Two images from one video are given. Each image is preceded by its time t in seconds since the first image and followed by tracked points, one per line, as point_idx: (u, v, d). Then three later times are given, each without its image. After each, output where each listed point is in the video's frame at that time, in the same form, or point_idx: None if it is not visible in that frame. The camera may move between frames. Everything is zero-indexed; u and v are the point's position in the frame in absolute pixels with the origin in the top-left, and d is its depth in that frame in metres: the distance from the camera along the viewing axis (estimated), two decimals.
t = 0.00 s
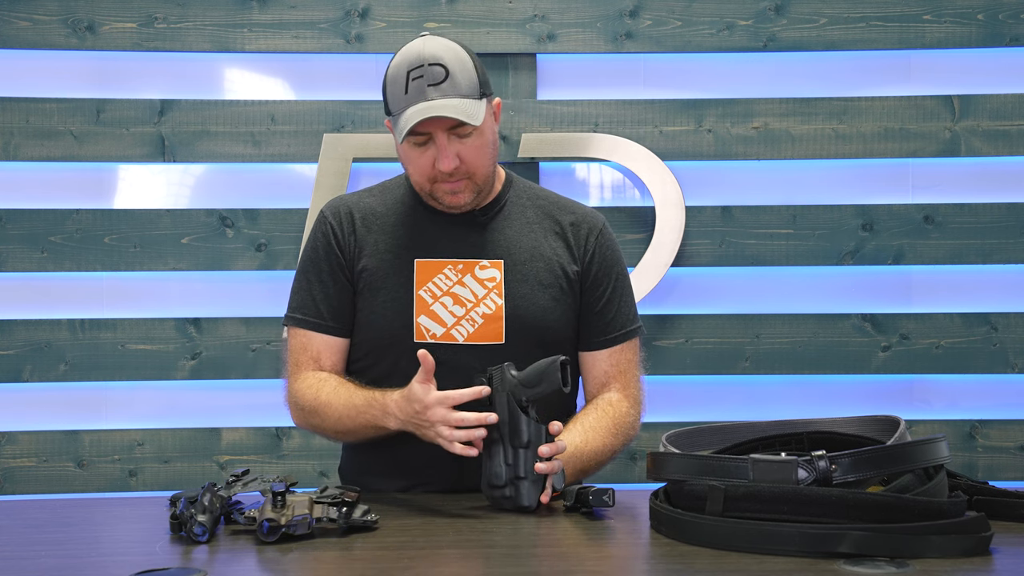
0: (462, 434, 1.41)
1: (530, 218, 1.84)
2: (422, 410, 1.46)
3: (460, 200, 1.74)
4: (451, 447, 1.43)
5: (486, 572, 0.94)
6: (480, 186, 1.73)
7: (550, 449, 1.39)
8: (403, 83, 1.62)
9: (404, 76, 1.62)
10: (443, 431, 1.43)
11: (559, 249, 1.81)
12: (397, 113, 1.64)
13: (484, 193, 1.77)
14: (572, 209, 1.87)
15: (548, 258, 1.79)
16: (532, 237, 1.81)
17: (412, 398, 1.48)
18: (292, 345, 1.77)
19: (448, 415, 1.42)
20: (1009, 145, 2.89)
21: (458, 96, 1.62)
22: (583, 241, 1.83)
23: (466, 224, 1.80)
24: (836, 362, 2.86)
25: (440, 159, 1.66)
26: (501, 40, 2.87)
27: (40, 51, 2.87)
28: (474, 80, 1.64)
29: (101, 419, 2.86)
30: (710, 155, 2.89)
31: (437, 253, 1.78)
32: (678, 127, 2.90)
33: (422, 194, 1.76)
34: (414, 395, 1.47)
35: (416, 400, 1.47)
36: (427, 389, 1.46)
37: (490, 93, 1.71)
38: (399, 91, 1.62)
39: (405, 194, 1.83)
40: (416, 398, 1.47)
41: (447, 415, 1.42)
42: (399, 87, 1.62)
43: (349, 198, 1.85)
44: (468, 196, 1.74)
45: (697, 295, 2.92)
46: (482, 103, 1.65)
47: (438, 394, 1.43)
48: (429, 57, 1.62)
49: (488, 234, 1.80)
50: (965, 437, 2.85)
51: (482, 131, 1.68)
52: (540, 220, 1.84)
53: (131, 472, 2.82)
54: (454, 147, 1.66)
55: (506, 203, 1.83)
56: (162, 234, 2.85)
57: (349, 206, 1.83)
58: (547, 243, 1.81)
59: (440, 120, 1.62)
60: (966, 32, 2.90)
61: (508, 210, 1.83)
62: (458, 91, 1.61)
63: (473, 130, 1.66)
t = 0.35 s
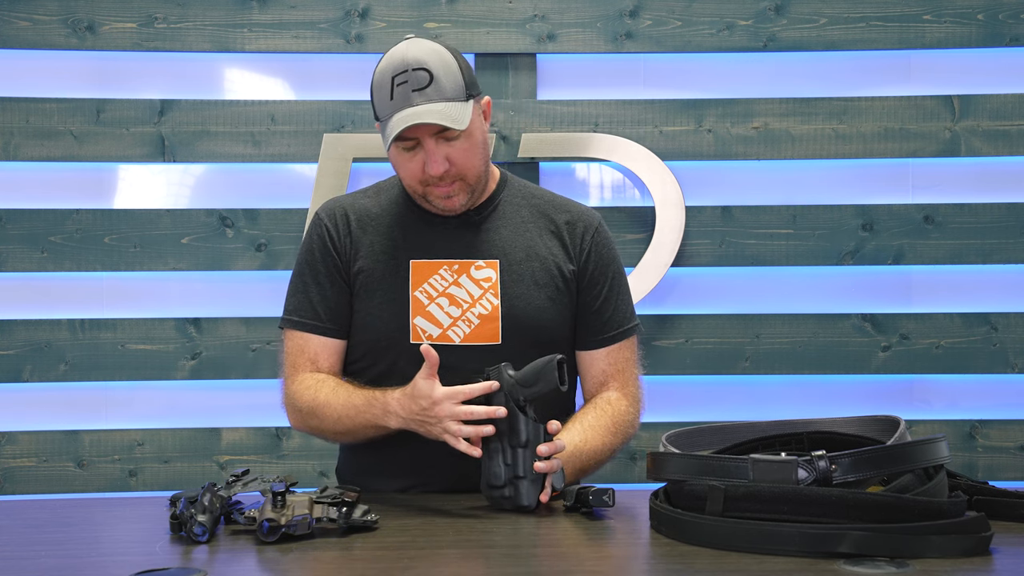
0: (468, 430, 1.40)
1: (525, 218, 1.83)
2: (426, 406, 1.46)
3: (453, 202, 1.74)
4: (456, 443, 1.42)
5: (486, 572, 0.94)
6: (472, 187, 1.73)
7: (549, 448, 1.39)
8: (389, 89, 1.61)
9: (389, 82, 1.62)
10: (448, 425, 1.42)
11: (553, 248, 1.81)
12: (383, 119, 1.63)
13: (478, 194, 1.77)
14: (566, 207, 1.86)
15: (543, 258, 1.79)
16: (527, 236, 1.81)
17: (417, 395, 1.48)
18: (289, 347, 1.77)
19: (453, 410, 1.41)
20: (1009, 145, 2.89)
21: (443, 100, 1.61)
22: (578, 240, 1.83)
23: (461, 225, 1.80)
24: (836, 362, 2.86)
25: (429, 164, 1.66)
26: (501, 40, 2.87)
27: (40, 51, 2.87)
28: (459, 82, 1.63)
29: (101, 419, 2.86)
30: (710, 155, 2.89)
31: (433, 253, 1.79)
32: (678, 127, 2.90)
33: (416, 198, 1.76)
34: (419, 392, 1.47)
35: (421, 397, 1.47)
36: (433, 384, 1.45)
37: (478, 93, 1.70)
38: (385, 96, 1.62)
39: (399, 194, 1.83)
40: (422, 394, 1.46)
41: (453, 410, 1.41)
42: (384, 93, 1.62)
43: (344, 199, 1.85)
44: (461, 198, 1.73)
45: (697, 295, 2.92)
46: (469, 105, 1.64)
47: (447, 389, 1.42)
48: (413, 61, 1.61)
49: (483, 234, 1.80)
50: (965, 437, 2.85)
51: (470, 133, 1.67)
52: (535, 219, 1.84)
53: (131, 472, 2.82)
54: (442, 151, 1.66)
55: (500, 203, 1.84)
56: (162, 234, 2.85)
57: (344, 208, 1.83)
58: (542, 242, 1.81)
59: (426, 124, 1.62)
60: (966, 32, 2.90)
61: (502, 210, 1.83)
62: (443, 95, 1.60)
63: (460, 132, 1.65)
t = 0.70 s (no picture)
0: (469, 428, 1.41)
1: (521, 218, 1.83)
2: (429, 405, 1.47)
3: (449, 206, 1.74)
4: (461, 437, 1.43)
5: (487, 572, 0.94)
6: (468, 189, 1.73)
7: (549, 449, 1.39)
8: (380, 94, 1.60)
9: (380, 87, 1.61)
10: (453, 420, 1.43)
11: (550, 248, 1.81)
12: (376, 125, 1.63)
13: (473, 196, 1.77)
14: (563, 206, 1.86)
15: (539, 258, 1.79)
16: (523, 236, 1.81)
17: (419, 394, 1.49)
18: (282, 350, 1.78)
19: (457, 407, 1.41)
20: (1009, 145, 2.89)
21: (435, 104, 1.60)
22: (574, 240, 1.82)
23: (456, 227, 1.80)
24: (836, 362, 2.86)
25: (423, 168, 1.66)
26: (501, 40, 2.87)
27: (40, 51, 2.87)
28: (450, 85, 1.62)
29: (101, 419, 2.86)
30: (710, 155, 2.89)
31: (430, 255, 1.78)
32: (678, 127, 2.90)
33: (412, 202, 1.77)
34: (421, 390, 1.48)
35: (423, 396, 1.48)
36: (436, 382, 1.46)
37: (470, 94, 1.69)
38: (377, 102, 1.61)
39: (394, 197, 1.83)
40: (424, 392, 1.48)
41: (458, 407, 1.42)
42: (376, 98, 1.61)
43: (340, 202, 1.85)
44: (457, 201, 1.74)
45: (697, 295, 2.92)
46: (461, 107, 1.64)
47: (452, 386, 1.42)
48: (404, 66, 1.60)
49: (479, 235, 1.80)
50: (965, 437, 2.85)
51: (463, 136, 1.67)
52: (530, 219, 1.83)
53: (131, 472, 2.82)
54: (436, 155, 1.66)
55: (495, 203, 1.83)
56: (162, 234, 2.85)
57: (338, 211, 1.83)
58: (538, 242, 1.81)
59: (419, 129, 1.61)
60: (966, 32, 2.90)
61: (497, 210, 1.83)
62: (434, 99, 1.60)
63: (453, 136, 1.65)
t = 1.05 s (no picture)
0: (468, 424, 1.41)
1: (520, 218, 1.83)
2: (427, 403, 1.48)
3: (449, 209, 1.73)
4: (456, 433, 1.44)
5: (487, 572, 0.94)
6: (467, 191, 1.73)
7: (549, 449, 1.39)
8: (376, 99, 1.61)
9: (376, 91, 1.61)
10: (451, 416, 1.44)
11: (549, 248, 1.81)
12: (373, 129, 1.63)
13: (473, 198, 1.76)
14: (562, 206, 1.86)
15: (538, 259, 1.79)
16: (522, 236, 1.81)
17: (416, 392, 1.49)
18: (280, 350, 1.78)
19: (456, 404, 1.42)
20: (1009, 145, 2.89)
21: (432, 107, 1.60)
22: (573, 239, 1.82)
23: (454, 228, 1.80)
24: (836, 362, 2.86)
25: (421, 171, 1.66)
26: (501, 40, 2.87)
27: (40, 51, 2.87)
28: (447, 87, 1.62)
29: (101, 419, 2.86)
30: (710, 155, 2.89)
31: (429, 256, 1.78)
32: (678, 127, 2.90)
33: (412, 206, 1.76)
34: (418, 388, 1.49)
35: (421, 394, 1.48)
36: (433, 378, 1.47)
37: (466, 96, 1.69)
38: (373, 105, 1.61)
39: (393, 198, 1.83)
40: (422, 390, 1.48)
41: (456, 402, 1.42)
42: (372, 102, 1.61)
43: (338, 203, 1.86)
44: (456, 204, 1.73)
45: (697, 295, 2.92)
46: (457, 109, 1.63)
47: (449, 382, 1.43)
48: (400, 69, 1.60)
49: (477, 235, 1.80)
50: (965, 437, 2.85)
51: (460, 137, 1.66)
52: (529, 219, 1.83)
53: (131, 472, 2.82)
54: (433, 158, 1.65)
55: (494, 203, 1.83)
56: (162, 234, 2.85)
57: (337, 211, 1.83)
58: (537, 242, 1.81)
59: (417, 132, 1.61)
60: (966, 32, 2.90)
61: (496, 210, 1.83)
62: (430, 101, 1.60)
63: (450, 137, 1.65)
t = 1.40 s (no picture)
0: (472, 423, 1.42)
1: (522, 218, 1.83)
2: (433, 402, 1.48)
3: (448, 208, 1.74)
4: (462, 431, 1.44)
5: (486, 572, 0.94)
6: (467, 190, 1.73)
7: (549, 449, 1.39)
8: (377, 97, 1.61)
9: (376, 89, 1.61)
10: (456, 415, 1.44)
11: (550, 249, 1.81)
12: (373, 127, 1.63)
13: (474, 197, 1.77)
14: (564, 206, 1.86)
15: (539, 259, 1.79)
16: (523, 236, 1.81)
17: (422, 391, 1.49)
18: (282, 348, 1.78)
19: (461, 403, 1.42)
20: (1009, 145, 2.89)
21: (432, 106, 1.60)
22: (575, 240, 1.82)
23: (455, 228, 1.80)
24: (836, 362, 2.86)
25: (421, 171, 1.66)
26: (501, 40, 2.87)
27: (40, 51, 2.87)
28: (447, 87, 1.62)
29: (101, 419, 2.86)
30: (710, 155, 2.89)
31: (429, 256, 1.78)
32: (678, 127, 2.90)
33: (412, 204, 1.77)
34: (423, 386, 1.49)
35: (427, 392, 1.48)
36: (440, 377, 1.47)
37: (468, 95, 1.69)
38: (374, 104, 1.61)
39: (393, 198, 1.84)
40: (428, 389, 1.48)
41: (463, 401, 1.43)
42: (373, 100, 1.61)
43: (340, 201, 1.86)
44: (456, 202, 1.74)
45: (697, 295, 2.92)
46: (458, 109, 1.63)
47: (454, 381, 1.43)
48: (400, 68, 1.60)
49: (478, 235, 1.80)
50: (965, 437, 2.85)
51: (461, 137, 1.66)
52: (531, 220, 1.83)
53: (131, 472, 2.82)
54: (433, 157, 1.65)
55: (496, 203, 1.83)
56: (162, 234, 2.85)
57: (339, 210, 1.83)
58: (538, 242, 1.81)
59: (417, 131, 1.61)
60: (966, 32, 2.89)
61: (497, 211, 1.83)
62: (430, 101, 1.60)
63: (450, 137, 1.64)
